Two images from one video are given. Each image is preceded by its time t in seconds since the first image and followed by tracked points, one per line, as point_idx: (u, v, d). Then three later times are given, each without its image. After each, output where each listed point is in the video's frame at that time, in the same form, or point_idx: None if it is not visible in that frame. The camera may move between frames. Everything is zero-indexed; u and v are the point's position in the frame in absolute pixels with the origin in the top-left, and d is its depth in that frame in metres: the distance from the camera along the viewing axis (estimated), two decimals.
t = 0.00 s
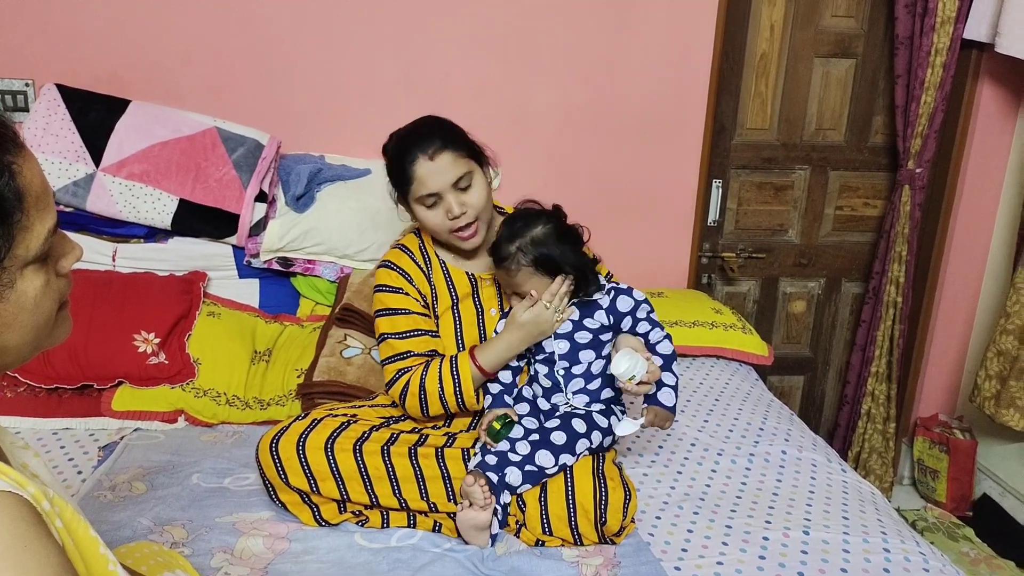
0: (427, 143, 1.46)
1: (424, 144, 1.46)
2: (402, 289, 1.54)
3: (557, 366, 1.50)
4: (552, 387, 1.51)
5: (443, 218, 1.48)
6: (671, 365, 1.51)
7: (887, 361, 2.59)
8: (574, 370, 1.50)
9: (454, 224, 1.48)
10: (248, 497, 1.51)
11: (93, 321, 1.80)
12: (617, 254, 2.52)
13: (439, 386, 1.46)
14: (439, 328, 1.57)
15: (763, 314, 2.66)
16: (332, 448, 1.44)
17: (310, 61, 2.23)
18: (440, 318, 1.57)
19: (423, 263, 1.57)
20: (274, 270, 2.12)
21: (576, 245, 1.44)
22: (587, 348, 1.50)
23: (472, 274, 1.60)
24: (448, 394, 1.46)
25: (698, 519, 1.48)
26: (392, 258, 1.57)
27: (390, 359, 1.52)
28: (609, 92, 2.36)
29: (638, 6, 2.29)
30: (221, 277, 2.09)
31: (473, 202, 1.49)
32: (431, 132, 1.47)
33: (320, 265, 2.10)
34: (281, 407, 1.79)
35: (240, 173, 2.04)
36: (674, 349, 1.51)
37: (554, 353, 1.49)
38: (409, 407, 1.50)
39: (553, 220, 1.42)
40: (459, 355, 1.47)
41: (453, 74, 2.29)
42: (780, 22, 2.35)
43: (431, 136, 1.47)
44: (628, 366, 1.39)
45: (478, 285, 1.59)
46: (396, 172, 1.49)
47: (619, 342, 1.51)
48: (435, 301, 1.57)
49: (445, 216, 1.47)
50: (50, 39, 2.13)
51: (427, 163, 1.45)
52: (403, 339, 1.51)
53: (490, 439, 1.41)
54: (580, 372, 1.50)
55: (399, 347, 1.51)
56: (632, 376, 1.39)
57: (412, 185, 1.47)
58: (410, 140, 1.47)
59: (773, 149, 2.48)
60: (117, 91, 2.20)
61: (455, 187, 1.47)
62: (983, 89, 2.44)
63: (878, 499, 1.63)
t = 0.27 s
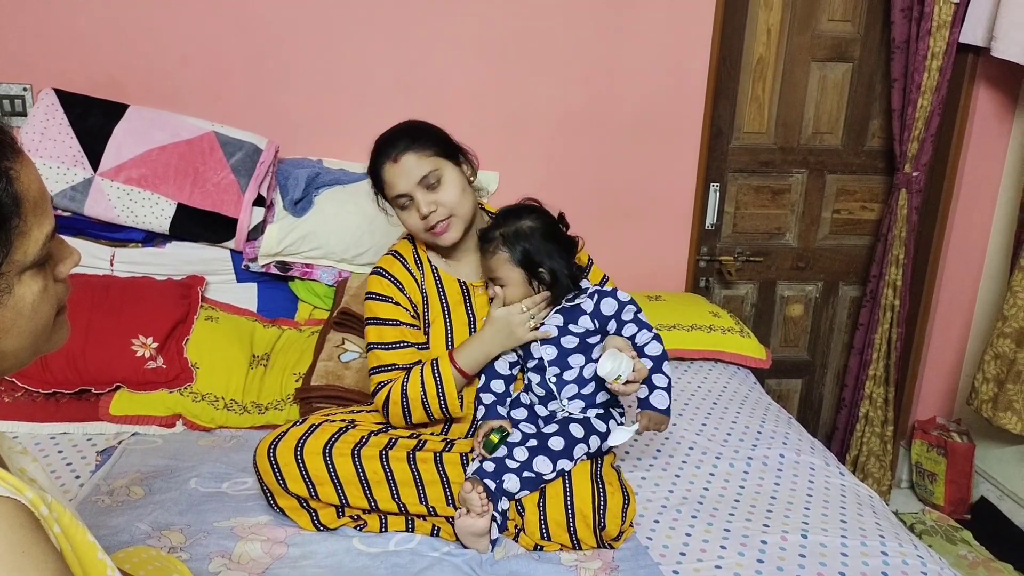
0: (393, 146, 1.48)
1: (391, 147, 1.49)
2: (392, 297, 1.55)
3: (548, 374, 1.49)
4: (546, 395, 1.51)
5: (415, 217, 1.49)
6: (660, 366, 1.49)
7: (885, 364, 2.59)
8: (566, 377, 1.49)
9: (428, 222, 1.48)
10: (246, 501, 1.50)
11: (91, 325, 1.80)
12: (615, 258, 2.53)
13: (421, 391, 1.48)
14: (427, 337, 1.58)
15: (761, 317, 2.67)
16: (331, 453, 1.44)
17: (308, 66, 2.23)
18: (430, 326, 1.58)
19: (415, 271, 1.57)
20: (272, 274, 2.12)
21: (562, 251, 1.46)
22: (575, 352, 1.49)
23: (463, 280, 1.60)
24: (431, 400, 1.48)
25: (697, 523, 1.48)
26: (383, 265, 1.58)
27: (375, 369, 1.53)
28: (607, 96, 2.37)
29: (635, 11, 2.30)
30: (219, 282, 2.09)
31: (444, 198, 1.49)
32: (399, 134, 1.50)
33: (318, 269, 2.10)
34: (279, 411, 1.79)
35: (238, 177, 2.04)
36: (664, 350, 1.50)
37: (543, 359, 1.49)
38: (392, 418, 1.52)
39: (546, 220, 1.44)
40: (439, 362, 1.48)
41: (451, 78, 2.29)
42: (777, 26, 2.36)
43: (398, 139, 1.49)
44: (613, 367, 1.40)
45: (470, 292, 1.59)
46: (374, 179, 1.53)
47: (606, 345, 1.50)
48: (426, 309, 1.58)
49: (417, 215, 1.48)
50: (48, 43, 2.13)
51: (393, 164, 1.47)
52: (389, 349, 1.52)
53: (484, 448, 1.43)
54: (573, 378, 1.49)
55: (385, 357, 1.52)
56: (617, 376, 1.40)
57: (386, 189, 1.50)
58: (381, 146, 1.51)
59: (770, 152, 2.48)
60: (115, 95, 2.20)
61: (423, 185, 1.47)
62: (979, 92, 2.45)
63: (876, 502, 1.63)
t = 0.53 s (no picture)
0: (387, 142, 1.51)
1: (384, 143, 1.51)
2: (380, 293, 1.57)
3: (534, 376, 1.50)
4: (535, 398, 1.51)
5: (409, 209, 1.50)
6: (634, 368, 1.47)
7: (883, 367, 2.60)
8: (552, 377, 1.50)
9: (420, 216, 1.49)
10: (244, 503, 1.50)
11: (89, 327, 1.80)
12: (614, 260, 2.53)
13: (394, 383, 1.51)
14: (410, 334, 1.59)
15: (759, 320, 2.67)
16: (328, 455, 1.44)
17: (308, 68, 2.24)
18: (415, 325, 1.59)
19: (405, 269, 1.59)
20: (270, 277, 2.11)
21: (553, 251, 1.47)
22: (559, 352, 1.50)
23: (450, 279, 1.60)
24: (403, 392, 1.51)
25: (695, 526, 1.48)
26: (378, 261, 1.60)
27: (355, 361, 1.56)
28: (605, 99, 2.37)
29: (634, 14, 2.30)
30: (218, 283, 2.10)
31: (437, 189, 1.49)
32: (393, 131, 1.53)
33: (317, 271, 2.10)
34: (278, 413, 1.79)
35: (237, 180, 2.04)
36: (642, 352, 1.49)
37: (528, 361, 1.50)
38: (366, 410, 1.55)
39: (540, 217, 1.46)
40: (412, 356, 1.51)
41: (450, 81, 2.29)
42: (775, 30, 2.37)
43: (392, 135, 1.52)
44: (587, 351, 1.39)
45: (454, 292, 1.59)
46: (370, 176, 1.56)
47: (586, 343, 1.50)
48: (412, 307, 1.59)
49: (410, 209, 1.50)
50: (47, 44, 2.13)
51: (386, 159, 1.50)
52: (371, 342, 1.56)
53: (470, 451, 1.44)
54: (559, 378, 1.50)
55: (366, 350, 1.55)
56: (593, 360, 1.39)
57: (381, 185, 1.52)
58: (376, 143, 1.53)
59: (768, 156, 2.49)
60: (115, 97, 2.20)
61: (415, 178, 1.49)
62: (976, 97, 2.45)
63: (874, 505, 1.63)
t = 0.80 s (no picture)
0: (397, 152, 1.47)
1: (394, 153, 1.48)
2: (374, 284, 1.59)
3: (527, 368, 1.47)
4: (528, 392, 1.48)
5: (423, 220, 1.49)
6: (635, 366, 1.47)
7: (885, 369, 2.59)
8: (545, 370, 1.47)
9: (435, 226, 1.49)
10: (246, 506, 1.50)
11: (91, 330, 1.80)
12: (615, 263, 2.53)
13: (384, 368, 1.53)
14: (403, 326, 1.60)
15: (761, 323, 2.67)
16: (329, 458, 1.44)
17: (308, 72, 2.24)
18: (409, 317, 1.61)
19: (401, 264, 1.60)
20: (272, 280, 2.11)
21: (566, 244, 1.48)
22: (552, 343, 1.47)
23: (445, 275, 1.60)
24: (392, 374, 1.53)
25: (697, 529, 1.48)
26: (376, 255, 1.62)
27: (348, 348, 1.58)
28: (606, 102, 2.37)
29: (634, 17, 2.31)
30: (220, 287, 2.09)
31: (451, 199, 1.49)
32: (400, 139, 1.49)
33: (318, 274, 2.10)
34: (279, 416, 1.79)
35: (238, 183, 2.04)
36: (640, 349, 1.48)
37: (521, 351, 1.47)
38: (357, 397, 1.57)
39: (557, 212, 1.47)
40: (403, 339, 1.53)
41: (451, 84, 2.30)
42: (776, 32, 2.37)
43: (401, 144, 1.48)
44: (590, 342, 1.38)
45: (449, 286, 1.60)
46: (375, 182, 1.52)
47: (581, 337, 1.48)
48: (405, 299, 1.60)
49: (424, 220, 1.49)
50: (49, 49, 2.13)
51: (398, 171, 1.47)
52: (364, 331, 1.57)
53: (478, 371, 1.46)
54: (552, 371, 1.47)
55: (360, 338, 1.57)
56: (596, 350, 1.38)
57: (390, 194, 1.50)
58: (382, 150, 1.49)
59: (769, 158, 2.49)
60: (116, 101, 2.20)
61: (429, 190, 1.47)
62: (977, 98, 2.45)
63: (876, 507, 1.63)
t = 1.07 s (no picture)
0: (418, 156, 1.45)
1: (413, 157, 1.45)
2: (370, 288, 1.58)
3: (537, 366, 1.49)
4: (534, 389, 1.50)
5: (439, 225, 1.47)
6: (638, 376, 1.48)
7: (882, 372, 2.60)
8: (554, 369, 1.49)
9: (450, 231, 1.48)
10: (244, 510, 1.50)
11: (88, 334, 1.80)
12: (613, 266, 2.53)
13: (371, 374, 1.52)
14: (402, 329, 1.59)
15: (758, 326, 2.67)
16: (326, 462, 1.44)
17: (306, 75, 2.24)
18: (406, 321, 1.59)
19: (398, 267, 1.59)
20: (270, 283, 2.11)
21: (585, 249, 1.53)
22: (565, 345, 1.50)
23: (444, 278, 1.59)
24: (378, 382, 1.52)
25: (694, 531, 1.48)
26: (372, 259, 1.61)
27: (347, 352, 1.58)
28: (603, 105, 2.38)
29: (631, 20, 2.31)
30: (218, 290, 2.09)
31: (467, 207, 1.49)
32: (419, 144, 1.47)
33: (316, 278, 2.10)
34: (277, 420, 1.79)
35: (236, 186, 2.04)
36: (645, 361, 1.49)
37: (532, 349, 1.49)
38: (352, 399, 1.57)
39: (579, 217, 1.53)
40: (389, 347, 1.52)
41: (448, 87, 2.30)
42: (772, 36, 2.38)
43: (420, 149, 1.46)
44: (598, 362, 1.38)
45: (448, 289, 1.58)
46: (386, 184, 1.48)
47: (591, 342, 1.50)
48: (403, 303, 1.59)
49: (439, 224, 1.47)
50: (47, 52, 2.14)
51: (420, 175, 1.44)
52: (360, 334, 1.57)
53: (529, 371, 1.41)
54: (561, 371, 1.49)
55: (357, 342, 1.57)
56: (602, 371, 1.38)
57: (404, 197, 1.46)
58: (401, 152, 1.46)
59: (766, 161, 2.50)
60: (114, 105, 2.20)
61: (447, 196, 1.46)
62: (973, 101, 2.46)
63: (873, 510, 1.63)
